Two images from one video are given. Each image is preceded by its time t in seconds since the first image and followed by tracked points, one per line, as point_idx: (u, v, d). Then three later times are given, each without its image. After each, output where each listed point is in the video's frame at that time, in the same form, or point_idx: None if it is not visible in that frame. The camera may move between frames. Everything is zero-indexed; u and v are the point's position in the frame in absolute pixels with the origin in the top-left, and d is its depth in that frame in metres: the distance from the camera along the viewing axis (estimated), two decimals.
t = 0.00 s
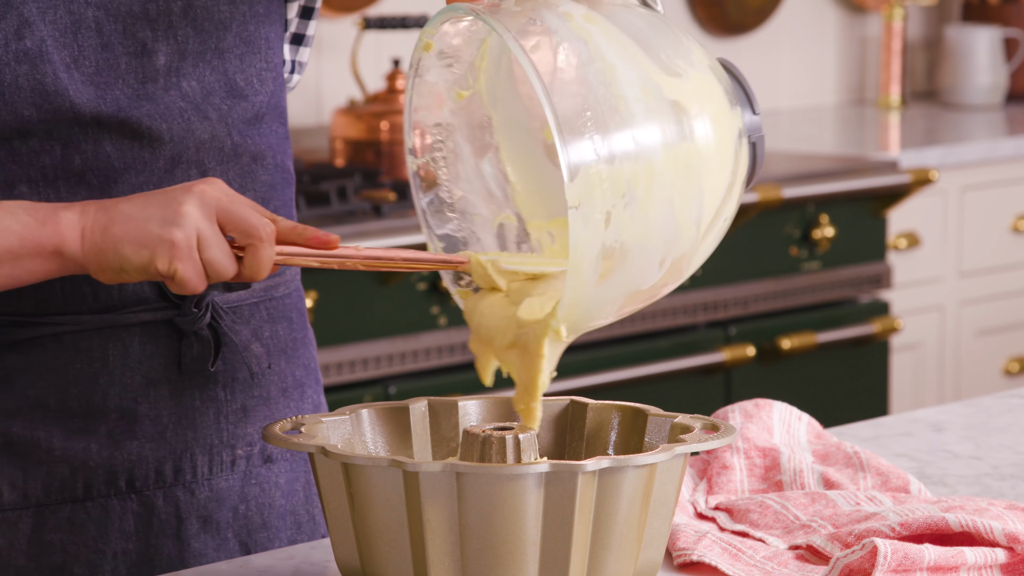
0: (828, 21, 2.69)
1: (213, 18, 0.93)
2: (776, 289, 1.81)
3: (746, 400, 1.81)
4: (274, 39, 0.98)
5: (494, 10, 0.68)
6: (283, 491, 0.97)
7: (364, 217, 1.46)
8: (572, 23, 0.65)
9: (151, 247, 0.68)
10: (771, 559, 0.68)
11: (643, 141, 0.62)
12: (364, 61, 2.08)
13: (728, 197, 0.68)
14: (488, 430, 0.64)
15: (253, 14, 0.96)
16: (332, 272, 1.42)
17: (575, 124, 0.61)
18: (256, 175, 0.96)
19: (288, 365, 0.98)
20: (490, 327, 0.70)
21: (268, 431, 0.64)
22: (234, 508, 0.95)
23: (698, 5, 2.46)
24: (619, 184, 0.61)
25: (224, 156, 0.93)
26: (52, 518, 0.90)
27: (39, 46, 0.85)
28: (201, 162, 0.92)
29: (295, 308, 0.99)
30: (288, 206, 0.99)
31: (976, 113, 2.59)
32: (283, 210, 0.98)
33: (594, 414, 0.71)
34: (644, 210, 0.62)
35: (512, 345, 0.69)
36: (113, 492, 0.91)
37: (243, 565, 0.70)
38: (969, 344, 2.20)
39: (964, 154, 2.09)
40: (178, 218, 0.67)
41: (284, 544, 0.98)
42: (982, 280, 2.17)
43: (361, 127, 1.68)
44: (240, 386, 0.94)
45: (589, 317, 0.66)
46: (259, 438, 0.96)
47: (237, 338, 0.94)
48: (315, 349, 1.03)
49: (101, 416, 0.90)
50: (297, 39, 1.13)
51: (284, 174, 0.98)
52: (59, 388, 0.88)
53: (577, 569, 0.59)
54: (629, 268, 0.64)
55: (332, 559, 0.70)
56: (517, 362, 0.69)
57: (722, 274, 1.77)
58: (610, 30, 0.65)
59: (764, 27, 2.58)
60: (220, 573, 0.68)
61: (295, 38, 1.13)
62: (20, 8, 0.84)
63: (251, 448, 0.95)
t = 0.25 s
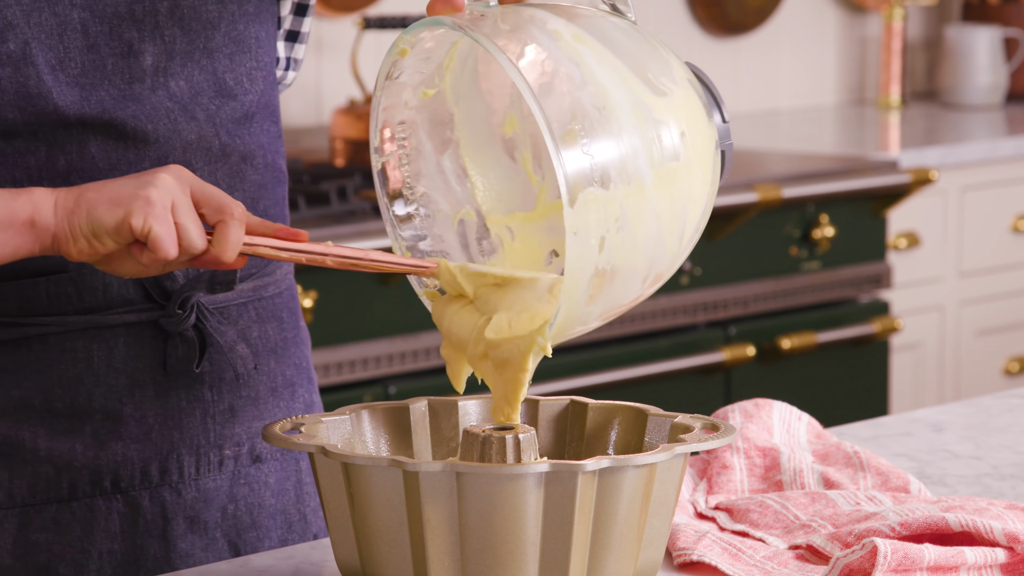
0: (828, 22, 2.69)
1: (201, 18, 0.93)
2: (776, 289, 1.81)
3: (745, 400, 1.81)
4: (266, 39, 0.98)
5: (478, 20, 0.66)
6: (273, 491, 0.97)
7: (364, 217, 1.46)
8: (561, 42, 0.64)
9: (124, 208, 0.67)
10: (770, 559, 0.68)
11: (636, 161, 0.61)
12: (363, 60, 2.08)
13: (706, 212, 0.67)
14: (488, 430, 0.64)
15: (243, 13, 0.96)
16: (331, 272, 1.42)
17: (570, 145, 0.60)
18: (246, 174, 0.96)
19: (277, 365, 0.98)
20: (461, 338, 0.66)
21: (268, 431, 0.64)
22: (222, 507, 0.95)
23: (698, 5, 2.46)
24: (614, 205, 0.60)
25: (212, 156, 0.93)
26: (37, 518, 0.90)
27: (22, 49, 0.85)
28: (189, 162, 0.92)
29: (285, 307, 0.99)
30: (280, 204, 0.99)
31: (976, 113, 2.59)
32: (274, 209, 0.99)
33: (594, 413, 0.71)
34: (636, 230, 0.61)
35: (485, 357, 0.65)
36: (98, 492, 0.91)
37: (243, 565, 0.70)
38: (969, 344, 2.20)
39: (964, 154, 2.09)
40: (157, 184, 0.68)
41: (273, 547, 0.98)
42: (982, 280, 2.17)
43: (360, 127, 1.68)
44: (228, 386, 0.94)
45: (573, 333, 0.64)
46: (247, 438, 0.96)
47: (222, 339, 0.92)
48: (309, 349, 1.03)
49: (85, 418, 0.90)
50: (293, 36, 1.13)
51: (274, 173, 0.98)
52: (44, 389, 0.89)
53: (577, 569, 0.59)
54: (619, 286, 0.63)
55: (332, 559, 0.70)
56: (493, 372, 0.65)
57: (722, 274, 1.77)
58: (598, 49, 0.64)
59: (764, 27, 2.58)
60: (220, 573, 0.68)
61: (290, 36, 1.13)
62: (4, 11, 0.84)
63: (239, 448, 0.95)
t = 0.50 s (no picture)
0: (828, 22, 2.69)
1: (190, 20, 0.93)
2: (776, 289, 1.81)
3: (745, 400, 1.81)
4: (256, 42, 0.98)
5: (484, 37, 0.62)
6: (269, 492, 0.97)
7: (364, 217, 1.46)
8: (575, 54, 0.62)
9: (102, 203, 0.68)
10: (770, 559, 0.68)
11: (658, 172, 0.60)
12: (364, 61, 2.08)
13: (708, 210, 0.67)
14: (489, 430, 0.64)
15: (233, 16, 0.96)
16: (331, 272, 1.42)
17: (595, 162, 0.58)
18: (237, 176, 0.96)
19: (272, 366, 0.97)
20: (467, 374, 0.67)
21: (268, 430, 0.64)
22: (217, 509, 0.95)
23: (698, 5, 2.46)
24: (640, 219, 0.60)
25: (202, 157, 0.93)
26: (30, 520, 0.90)
27: (8, 52, 0.85)
28: (178, 164, 0.92)
29: (281, 309, 0.98)
30: (273, 207, 0.99)
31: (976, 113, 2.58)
32: (266, 212, 0.98)
33: (594, 413, 0.71)
34: (660, 239, 0.61)
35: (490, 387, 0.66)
36: (91, 494, 0.91)
37: (243, 565, 0.70)
38: (969, 345, 2.20)
39: (964, 154, 2.09)
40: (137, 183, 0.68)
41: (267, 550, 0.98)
42: (982, 280, 2.17)
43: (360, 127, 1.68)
44: (221, 388, 0.94)
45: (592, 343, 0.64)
46: (242, 439, 0.96)
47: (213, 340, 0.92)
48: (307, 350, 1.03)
49: (77, 420, 0.90)
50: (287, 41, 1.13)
51: (267, 176, 0.98)
52: (35, 391, 0.88)
53: (578, 570, 0.59)
54: (639, 295, 0.63)
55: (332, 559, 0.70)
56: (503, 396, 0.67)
57: (721, 274, 1.77)
58: (608, 58, 0.63)
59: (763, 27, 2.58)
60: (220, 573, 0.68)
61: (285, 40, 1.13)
62: None
63: (234, 449, 0.95)
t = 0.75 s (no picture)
0: (828, 22, 2.69)
1: (180, 22, 0.93)
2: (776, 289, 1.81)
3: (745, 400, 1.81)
4: (249, 43, 0.98)
5: (489, 49, 0.63)
6: (265, 493, 0.97)
7: (364, 217, 1.46)
8: (580, 62, 0.62)
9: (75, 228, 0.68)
10: (770, 559, 0.68)
11: (670, 175, 0.60)
12: (364, 61, 2.08)
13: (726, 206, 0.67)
14: (489, 430, 0.64)
15: (224, 18, 0.96)
16: (331, 272, 1.42)
17: (604, 169, 0.58)
18: (229, 177, 0.95)
19: (267, 367, 0.97)
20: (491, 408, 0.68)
21: (268, 430, 0.64)
22: (212, 510, 0.95)
23: (698, 5, 2.46)
24: (653, 222, 0.60)
25: (193, 158, 0.93)
26: (24, 522, 0.90)
27: None
28: (169, 164, 0.92)
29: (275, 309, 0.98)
30: (268, 208, 0.99)
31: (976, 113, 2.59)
32: (261, 213, 0.98)
33: (594, 412, 0.70)
34: (675, 241, 0.61)
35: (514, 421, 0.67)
36: (85, 494, 0.91)
37: (243, 565, 0.70)
38: (969, 345, 2.20)
39: (964, 154, 2.09)
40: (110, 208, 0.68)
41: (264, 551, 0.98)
42: (982, 280, 2.17)
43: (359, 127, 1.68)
44: (214, 388, 0.94)
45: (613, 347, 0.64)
46: (237, 439, 0.96)
47: (205, 339, 0.92)
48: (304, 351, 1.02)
49: (70, 420, 0.90)
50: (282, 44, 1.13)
51: (260, 177, 0.97)
52: (27, 393, 0.88)
53: (578, 570, 0.60)
54: (658, 296, 0.62)
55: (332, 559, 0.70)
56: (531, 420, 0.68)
57: (721, 274, 1.77)
58: (615, 65, 0.63)
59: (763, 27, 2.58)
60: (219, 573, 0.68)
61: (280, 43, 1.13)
62: None
63: (229, 449, 0.95)
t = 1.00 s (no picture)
0: (828, 22, 2.69)
1: (183, 17, 0.93)
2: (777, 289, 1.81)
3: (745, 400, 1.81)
4: (251, 40, 0.98)
5: (496, 36, 0.63)
6: (264, 491, 0.97)
7: (364, 217, 1.46)
8: (585, 49, 0.62)
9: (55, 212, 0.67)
10: (771, 559, 0.68)
11: (676, 160, 0.60)
12: (364, 61, 2.08)
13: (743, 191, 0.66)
14: (489, 429, 0.64)
15: (227, 13, 0.96)
16: (332, 272, 1.42)
17: (608, 154, 0.59)
18: (231, 173, 0.95)
19: (266, 364, 0.97)
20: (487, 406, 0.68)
21: (268, 430, 0.63)
22: (210, 506, 0.95)
23: (698, 5, 2.46)
24: (660, 206, 0.59)
25: (195, 153, 0.93)
26: (22, 516, 0.90)
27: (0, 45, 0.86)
28: (172, 159, 0.92)
29: (275, 308, 0.98)
30: (268, 205, 0.99)
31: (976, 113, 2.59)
32: (261, 210, 0.98)
33: (594, 414, 0.71)
34: (684, 226, 0.61)
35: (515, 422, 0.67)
36: (84, 489, 0.91)
37: (242, 565, 0.70)
38: (969, 345, 2.20)
39: (964, 154, 2.09)
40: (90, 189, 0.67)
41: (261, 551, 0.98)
42: (982, 280, 2.17)
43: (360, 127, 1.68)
44: (213, 385, 0.94)
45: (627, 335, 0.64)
46: (235, 437, 0.96)
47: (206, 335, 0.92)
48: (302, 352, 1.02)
49: (70, 415, 0.90)
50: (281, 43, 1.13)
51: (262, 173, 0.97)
52: (27, 386, 0.89)
53: (578, 570, 0.59)
54: (670, 282, 0.62)
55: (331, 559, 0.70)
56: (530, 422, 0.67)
57: (721, 274, 1.77)
58: (622, 51, 0.63)
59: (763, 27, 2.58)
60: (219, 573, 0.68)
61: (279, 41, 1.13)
62: None
63: (227, 446, 0.95)
